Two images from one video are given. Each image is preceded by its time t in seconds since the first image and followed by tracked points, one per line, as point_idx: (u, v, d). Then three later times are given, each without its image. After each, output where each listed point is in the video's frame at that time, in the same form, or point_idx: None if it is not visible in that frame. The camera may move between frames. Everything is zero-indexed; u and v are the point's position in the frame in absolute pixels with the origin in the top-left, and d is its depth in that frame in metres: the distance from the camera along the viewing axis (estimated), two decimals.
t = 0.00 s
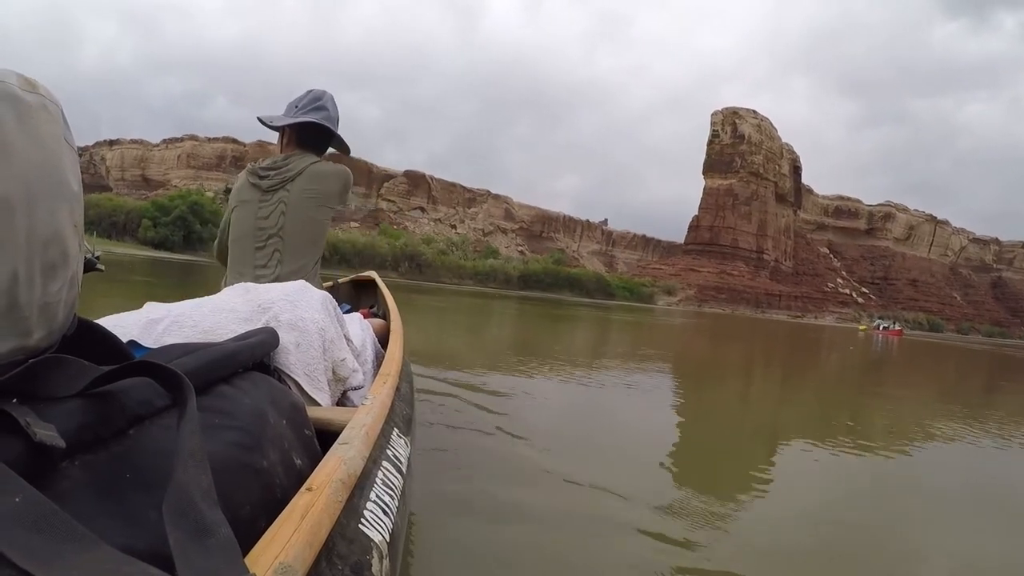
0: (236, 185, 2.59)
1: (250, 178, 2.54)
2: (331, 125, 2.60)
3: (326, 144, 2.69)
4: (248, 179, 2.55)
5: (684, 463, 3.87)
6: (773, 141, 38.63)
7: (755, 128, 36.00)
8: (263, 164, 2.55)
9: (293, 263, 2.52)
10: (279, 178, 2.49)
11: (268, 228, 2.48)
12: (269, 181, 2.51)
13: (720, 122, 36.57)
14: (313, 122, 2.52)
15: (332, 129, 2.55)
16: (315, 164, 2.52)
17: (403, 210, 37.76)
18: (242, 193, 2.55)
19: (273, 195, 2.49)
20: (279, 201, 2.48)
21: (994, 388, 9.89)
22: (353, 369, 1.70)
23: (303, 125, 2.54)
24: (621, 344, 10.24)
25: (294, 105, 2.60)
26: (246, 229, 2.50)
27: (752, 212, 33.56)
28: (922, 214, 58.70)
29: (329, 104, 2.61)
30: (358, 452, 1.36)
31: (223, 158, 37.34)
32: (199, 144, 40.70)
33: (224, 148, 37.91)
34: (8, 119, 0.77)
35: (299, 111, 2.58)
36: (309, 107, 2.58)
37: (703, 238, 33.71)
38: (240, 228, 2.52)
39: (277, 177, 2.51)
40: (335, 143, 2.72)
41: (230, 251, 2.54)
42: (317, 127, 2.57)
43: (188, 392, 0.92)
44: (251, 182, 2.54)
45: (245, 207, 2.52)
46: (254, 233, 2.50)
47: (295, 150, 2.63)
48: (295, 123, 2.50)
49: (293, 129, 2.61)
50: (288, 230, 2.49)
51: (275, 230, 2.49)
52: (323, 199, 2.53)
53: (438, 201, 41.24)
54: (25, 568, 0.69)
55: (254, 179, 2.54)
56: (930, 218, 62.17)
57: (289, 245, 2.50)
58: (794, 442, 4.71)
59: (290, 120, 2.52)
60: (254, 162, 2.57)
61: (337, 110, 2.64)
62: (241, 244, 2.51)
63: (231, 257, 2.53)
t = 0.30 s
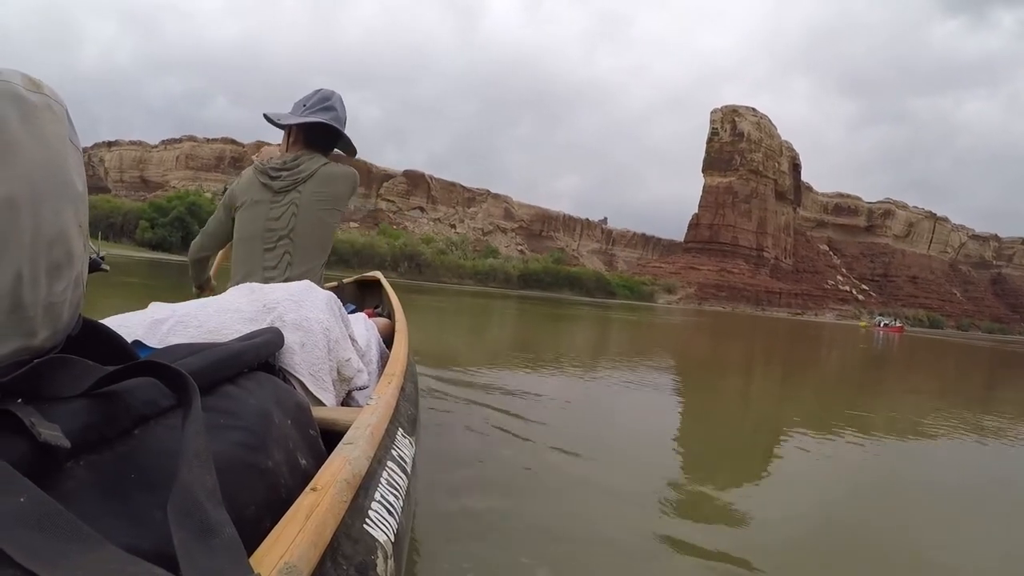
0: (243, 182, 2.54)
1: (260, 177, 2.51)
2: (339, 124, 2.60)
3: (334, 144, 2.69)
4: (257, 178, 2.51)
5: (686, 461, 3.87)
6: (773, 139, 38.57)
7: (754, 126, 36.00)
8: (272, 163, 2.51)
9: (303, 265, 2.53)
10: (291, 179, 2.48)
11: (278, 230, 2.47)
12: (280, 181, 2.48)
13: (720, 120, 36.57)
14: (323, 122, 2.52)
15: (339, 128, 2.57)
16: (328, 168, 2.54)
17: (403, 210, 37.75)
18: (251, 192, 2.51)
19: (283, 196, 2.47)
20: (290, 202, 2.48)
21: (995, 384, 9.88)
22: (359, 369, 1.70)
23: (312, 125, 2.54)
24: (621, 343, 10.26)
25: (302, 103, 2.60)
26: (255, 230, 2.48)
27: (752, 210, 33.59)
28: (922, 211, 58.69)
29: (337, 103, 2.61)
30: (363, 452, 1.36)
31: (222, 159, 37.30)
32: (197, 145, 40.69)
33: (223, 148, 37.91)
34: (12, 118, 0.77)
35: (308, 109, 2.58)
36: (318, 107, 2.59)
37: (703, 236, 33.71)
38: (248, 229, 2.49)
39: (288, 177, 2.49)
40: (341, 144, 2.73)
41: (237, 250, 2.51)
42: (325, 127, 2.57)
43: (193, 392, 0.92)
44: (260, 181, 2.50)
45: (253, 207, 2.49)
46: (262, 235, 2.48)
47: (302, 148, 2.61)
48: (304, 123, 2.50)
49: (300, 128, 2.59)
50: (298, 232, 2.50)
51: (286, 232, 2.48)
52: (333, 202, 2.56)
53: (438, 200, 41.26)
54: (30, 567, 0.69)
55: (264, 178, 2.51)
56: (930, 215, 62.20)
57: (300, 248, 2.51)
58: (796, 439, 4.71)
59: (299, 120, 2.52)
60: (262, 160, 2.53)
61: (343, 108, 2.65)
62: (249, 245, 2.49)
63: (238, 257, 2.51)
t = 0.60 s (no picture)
0: (245, 183, 2.52)
1: (263, 178, 2.49)
2: (342, 122, 2.61)
3: (336, 140, 2.68)
4: (259, 179, 2.49)
5: (685, 460, 3.86)
6: (771, 137, 38.54)
7: (753, 125, 36.00)
8: (276, 163, 2.50)
9: (305, 270, 2.53)
10: (296, 181, 2.47)
11: (282, 234, 2.47)
12: (284, 183, 2.47)
13: (718, 119, 36.59)
14: (326, 120, 2.52)
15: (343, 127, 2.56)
16: (332, 172, 2.54)
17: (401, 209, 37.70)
18: (253, 193, 2.49)
19: (287, 198, 2.47)
20: (294, 204, 2.47)
21: (992, 383, 9.89)
22: (362, 368, 1.70)
23: (316, 122, 2.52)
24: (619, 342, 10.26)
25: (305, 99, 2.59)
26: (258, 233, 2.47)
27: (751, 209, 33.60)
28: (920, 210, 58.74)
29: (340, 99, 2.61)
30: (367, 452, 1.35)
31: (220, 158, 37.23)
32: (195, 143, 40.62)
33: (221, 147, 37.84)
34: (17, 118, 0.77)
35: (312, 105, 2.58)
36: (322, 103, 2.58)
37: (701, 235, 33.72)
38: (251, 231, 2.48)
39: (292, 179, 2.47)
40: (345, 140, 2.72)
41: (238, 252, 2.50)
42: (330, 124, 2.57)
43: (196, 392, 0.92)
44: (263, 183, 2.49)
45: (256, 209, 2.48)
46: (266, 237, 2.47)
47: (305, 147, 2.60)
48: (308, 118, 2.49)
49: (304, 124, 2.59)
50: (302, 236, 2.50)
51: (289, 236, 2.48)
52: (336, 207, 2.57)
53: (436, 199, 41.22)
54: (33, 566, 0.69)
55: (267, 179, 2.49)
56: (928, 214, 62.23)
57: (303, 253, 2.51)
58: (795, 438, 4.71)
59: (303, 116, 2.50)
60: (265, 160, 2.51)
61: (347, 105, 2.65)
62: (252, 248, 2.48)
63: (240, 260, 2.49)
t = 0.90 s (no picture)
0: (247, 183, 2.52)
1: (264, 179, 2.49)
2: (340, 117, 2.60)
3: (334, 138, 2.68)
4: (261, 179, 2.49)
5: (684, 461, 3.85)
6: (768, 137, 38.58)
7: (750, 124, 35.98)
8: (278, 164, 2.50)
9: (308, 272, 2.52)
10: (297, 182, 2.46)
11: (284, 234, 2.47)
12: (285, 184, 2.47)
13: (715, 118, 36.59)
14: (326, 118, 2.52)
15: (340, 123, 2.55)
16: (333, 173, 2.53)
17: (398, 208, 37.63)
18: (255, 194, 2.49)
19: (288, 200, 2.47)
20: (296, 205, 2.47)
21: (989, 382, 9.92)
22: (365, 369, 1.70)
23: (315, 120, 2.52)
24: (615, 341, 10.26)
25: (302, 96, 2.59)
26: (261, 234, 2.48)
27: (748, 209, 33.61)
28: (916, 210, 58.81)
29: (337, 94, 2.60)
30: (369, 451, 1.35)
31: (216, 157, 37.11)
32: (191, 142, 40.51)
33: (217, 146, 37.73)
34: (18, 119, 0.76)
35: (310, 102, 2.57)
36: (320, 100, 2.57)
37: (699, 235, 33.73)
38: (254, 231, 2.48)
39: (293, 179, 2.47)
40: (343, 137, 2.72)
41: (242, 252, 2.50)
42: (329, 122, 2.56)
43: (198, 392, 0.91)
44: (265, 183, 2.49)
45: (257, 209, 2.48)
46: (268, 238, 2.47)
47: (305, 147, 2.60)
48: (308, 117, 2.48)
49: (303, 122, 2.58)
50: (303, 238, 2.50)
51: (291, 237, 2.47)
52: (337, 208, 2.56)
53: (433, 199, 41.18)
54: (34, 566, 0.68)
55: (269, 180, 2.49)
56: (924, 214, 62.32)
57: (305, 253, 2.50)
58: (794, 439, 4.70)
59: (302, 114, 2.50)
60: (267, 161, 2.51)
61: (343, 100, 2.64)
62: (255, 249, 2.48)
63: (243, 261, 2.50)
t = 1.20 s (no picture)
0: (249, 183, 2.54)
1: (266, 178, 2.51)
2: (340, 124, 2.60)
3: (334, 144, 2.68)
4: (263, 178, 2.51)
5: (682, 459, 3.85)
6: (763, 135, 38.66)
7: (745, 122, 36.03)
8: (279, 164, 2.51)
9: (309, 269, 2.51)
10: (297, 181, 2.47)
11: (286, 231, 2.47)
12: (286, 183, 2.47)
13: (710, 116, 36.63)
14: (327, 125, 2.51)
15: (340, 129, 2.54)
16: (334, 172, 2.52)
17: (394, 208, 37.60)
18: (257, 194, 2.50)
19: (290, 197, 2.47)
20: (297, 203, 2.47)
21: (984, 378, 9.95)
22: (366, 369, 1.70)
23: (314, 127, 2.52)
24: (612, 340, 10.25)
25: (302, 102, 2.58)
26: (264, 231, 2.48)
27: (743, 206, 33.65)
28: (911, 207, 58.99)
29: (338, 101, 2.60)
30: (370, 451, 1.35)
31: (210, 158, 37.00)
32: (185, 143, 40.38)
33: (211, 147, 37.65)
34: (20, 121, 0.76)
35: (309, 109, 2.56)
36: (319, 106, 2.56)
37: (694, 233, 33.79)
38: (256, 229, 2.49)
39: (294, 178, 2.48)
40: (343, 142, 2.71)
41: (244, 249, 2.51)
42: (329, 128, 2.56)
43: (200, 391, 0.91)
44: (267, 183, 2.50)
45: (260, 207, 2.49)
46: (271, 235, 2.48)
47: (306, 150, 2.61)
48: (308, 124, 2.48)
49: (303, 129, 2.58)
50: (304, 234, 2.49)
51: (293, 234, 2.47)
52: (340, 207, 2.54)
53: (428, 198, 41.15)
54: (34, 565, 0.68)
55: (271, 179, 2.50)
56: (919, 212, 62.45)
57: (306, 250, 2.50)
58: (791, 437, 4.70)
59: (303, 121, 2.49)
60: (269, 160, 2.53)
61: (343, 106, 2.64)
62: (258, 246, 2.49)
63: (246, 258, 2.50)
